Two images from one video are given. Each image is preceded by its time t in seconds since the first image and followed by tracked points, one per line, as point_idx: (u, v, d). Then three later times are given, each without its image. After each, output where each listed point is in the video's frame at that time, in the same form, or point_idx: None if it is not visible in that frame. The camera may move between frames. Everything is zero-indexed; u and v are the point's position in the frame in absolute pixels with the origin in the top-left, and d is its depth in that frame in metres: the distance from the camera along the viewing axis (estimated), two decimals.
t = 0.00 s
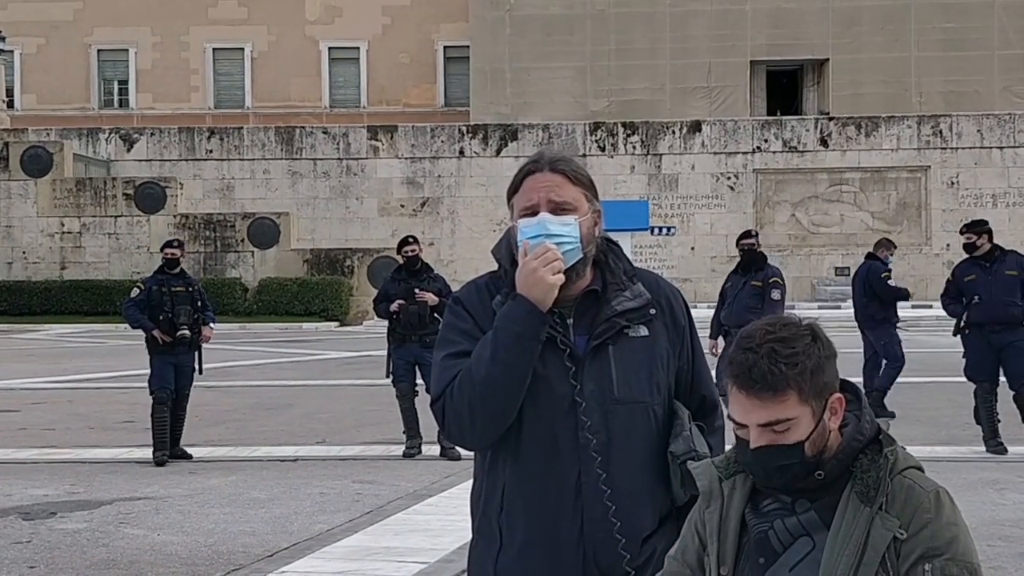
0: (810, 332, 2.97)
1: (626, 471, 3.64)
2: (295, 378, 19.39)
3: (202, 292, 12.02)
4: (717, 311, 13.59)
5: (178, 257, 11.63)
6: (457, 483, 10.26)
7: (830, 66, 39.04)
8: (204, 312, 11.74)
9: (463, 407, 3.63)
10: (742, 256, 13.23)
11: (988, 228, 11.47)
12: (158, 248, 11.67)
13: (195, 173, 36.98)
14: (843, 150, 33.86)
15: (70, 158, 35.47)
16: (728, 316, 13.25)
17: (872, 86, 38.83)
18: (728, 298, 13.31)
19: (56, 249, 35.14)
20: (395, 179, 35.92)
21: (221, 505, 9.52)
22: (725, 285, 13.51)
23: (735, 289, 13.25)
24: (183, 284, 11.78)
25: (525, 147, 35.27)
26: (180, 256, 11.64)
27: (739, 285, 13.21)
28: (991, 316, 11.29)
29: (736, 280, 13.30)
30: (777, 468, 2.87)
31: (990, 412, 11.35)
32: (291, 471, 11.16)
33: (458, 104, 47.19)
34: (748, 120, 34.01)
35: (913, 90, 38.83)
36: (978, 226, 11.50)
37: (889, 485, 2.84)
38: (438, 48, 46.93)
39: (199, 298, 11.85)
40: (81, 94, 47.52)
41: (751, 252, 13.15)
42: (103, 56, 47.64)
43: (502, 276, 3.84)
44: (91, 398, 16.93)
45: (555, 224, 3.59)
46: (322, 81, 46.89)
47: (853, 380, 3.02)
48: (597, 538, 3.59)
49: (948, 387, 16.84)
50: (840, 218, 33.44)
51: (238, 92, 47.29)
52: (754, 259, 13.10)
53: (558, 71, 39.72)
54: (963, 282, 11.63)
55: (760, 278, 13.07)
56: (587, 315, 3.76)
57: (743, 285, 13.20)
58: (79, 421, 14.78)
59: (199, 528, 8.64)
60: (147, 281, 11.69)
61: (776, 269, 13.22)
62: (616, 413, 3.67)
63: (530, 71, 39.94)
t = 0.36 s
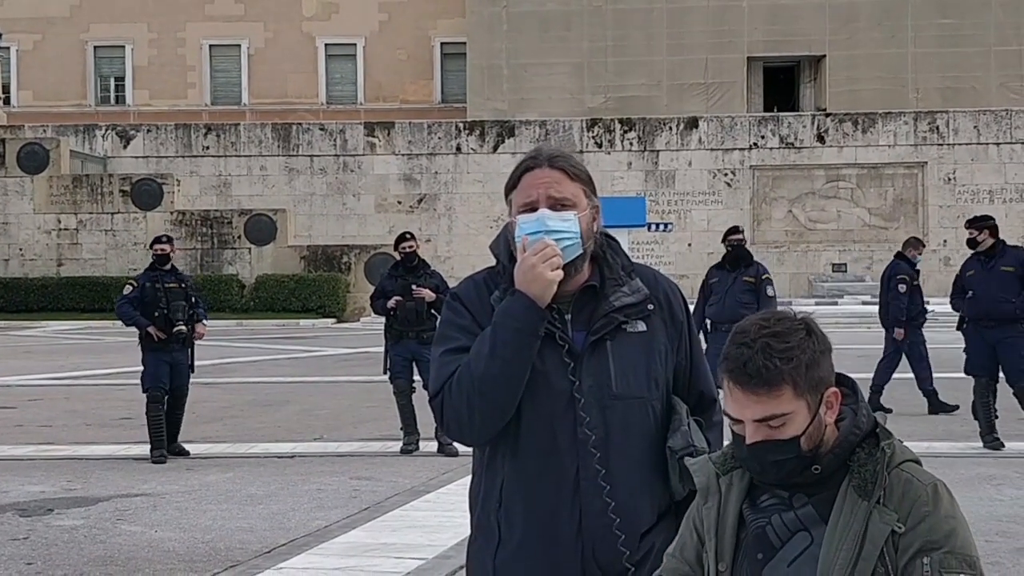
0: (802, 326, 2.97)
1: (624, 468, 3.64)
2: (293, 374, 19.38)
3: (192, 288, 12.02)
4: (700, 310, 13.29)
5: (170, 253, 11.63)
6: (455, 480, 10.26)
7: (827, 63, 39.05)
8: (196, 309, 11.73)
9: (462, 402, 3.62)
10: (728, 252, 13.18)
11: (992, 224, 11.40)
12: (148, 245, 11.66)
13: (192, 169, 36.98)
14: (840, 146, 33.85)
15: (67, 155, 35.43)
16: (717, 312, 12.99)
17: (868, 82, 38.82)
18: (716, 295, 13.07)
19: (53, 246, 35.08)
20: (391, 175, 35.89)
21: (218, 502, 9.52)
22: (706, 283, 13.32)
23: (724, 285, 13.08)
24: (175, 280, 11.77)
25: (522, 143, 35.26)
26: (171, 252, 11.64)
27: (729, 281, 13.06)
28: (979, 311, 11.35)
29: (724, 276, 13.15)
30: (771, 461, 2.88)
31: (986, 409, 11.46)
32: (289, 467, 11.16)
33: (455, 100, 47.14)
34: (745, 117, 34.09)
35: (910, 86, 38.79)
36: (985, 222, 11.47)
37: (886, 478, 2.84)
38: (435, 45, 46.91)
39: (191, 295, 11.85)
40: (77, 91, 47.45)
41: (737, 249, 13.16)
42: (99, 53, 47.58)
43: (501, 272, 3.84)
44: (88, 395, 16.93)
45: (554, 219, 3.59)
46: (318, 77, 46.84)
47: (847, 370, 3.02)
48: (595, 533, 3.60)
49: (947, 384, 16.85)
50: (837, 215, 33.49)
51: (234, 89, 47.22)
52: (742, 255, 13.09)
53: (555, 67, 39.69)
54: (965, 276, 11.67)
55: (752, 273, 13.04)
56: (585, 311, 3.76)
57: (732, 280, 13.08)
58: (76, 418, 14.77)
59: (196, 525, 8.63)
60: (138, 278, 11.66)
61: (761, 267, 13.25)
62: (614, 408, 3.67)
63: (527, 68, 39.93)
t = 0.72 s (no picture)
0: (806, 328, 2.97)
1: (624, 468, 3.64)
2: (291, 374, 19.37)
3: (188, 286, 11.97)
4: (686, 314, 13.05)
5: (162, 253, 11.59)
6: (454, 479, 10.27)
7: (826, 62, 39.06)
8: (191, 309, 11.70)
9: (462, 401, 3.62)
10: (707, 253, 13.08)
11: (1009, 223, 11.41)
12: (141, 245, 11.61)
13: (191, 168, 36.97)
14: (839, 145, 33.82)
15: (65, 153, 35.41)
16: (712, 311, 12.81)
17: (867, 82, 38.83)
18: (706, 294, 12.89)
19: (51, 244, 35.03)
20: (390, 174, 35.89)
21: (217, 501, 9.51)
22: (688, 282, 13.13)
23: (712, 285, 12.94)
24: (169, 280, 11.73)
25: (521, 142, 35.27)
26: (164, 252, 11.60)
27: (717, 279, 12.94)
28: (991, 312, 11.35)
29: (710, 275, 13.01)
30: (773, 462, 2.88)
31: (990, 410, 11.50)
32: (287, 466, 11.16)
33: (454, 99, 47.11)
34: (744, 116, 34.06)
35: (908, 85, 38.80)
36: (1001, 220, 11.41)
37: (888, 480, 2.84)
38: (434, 44, 46.94)
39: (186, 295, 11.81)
40: (76, 90, 47.38)
41: (716, 250, 13.12)
42: (98, 51, 47.56)
43: (501, 271, 3.84)
44: (86, 394, 16.92)
45: (554, 218, 3.60)
46: (317, 76, 46.80)
47: (849, 373, 3.03)
48: (596, 531, 3.60)
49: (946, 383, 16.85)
50: (835, 214, 33.50)
51: (233, 88, 47.16)
52: (723, 256, 13.06)
53: (554, 67, 39.69)
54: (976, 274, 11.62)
55: (737, 272, 13.01)
56: (585, 310, 3.76)
57: (718, 280, 12.97)
58: (74, 417, 14.75)
59: (194, 524, 8.62)
60: (131, 278, 11.62)
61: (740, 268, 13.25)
62: (615, 406, 3.67)
63: (526, 67, 39.94)
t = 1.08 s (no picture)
0: (815, 329, 2.97)
1: (631, 468, 3.63)
2: (294, 373, 19.40)
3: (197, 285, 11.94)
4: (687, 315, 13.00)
5: (164, 252, 11.55)
6: (458, 479, 10.27)
7: (829, 62, 39.04)
8: (196, 307, 11.63)
9: (469, 402, 3.62)
10: (701, 254, 13.04)
11: None
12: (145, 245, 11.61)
13: (194, 168, 36.99)
14: (842, 146, 33.81)
15: (68, 153, 35.42)
16: (713, 314, 12.79)
17: (870, 82, 38.83)
18: (706, 295, 12.84)
19: (54, 243, 35.10)
20: (393, 174, 35.88)
21: (221, 500, 9.52)
22: (685, 283, 13.05)
23: (711, 286, 12.90)
24: (174, 279, 11.72)
25: (524, 142, 35.18)
26: (165, 251, 11.56)
27: (715, 281, 12.89)
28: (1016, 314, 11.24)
29: (708, 276, 12.94)
30: (782, 463, 2.88)
31: (1002, 410, 11.51)
32: (291, 466, 11.16)
33: (457, 99, 47.12)
34: (747, 116, 34.07)
35: (911, 85, 38.79)
36: None
37: (897, 482, 2.84)
38: (437, 44, 46.96)
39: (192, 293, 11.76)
40: (79, 89, 47.45)
41: (710, 251, 13.09)
42: (101, 51, 47.61)
43: (508, 271, 3.83)
44: (90, 394, 16.93)
45: (561, 218, 3.59)
46: (320, 76, 46.83)
47: (858, 373, 3.02)
48: (602, 532, 3.59)
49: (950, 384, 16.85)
50: (838, 214, 33.48)
51: (236, 88, 47.20)
52: (718, 255, 13.02)
53: (557, 67, 39.69)
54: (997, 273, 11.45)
55: (733, 272, 12.99)
56: (592, 310, 3.75)
57: (716, 280, 12.94)
58: (77, 416, 14.76)
59: (198, 524, 8.63)
60: (137, 278, 11.66)
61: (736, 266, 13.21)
62: (621, 408, 3.66)
63: (529, 67, 39.95)
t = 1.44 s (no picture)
0: (817, 331, 2.97)
1: (634, 470, 3.63)
2: (295, 373, 19.41)
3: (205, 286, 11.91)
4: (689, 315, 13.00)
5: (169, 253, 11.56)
6: (459, 480, 10.28)
7: (830, 63, 39.02)
8: (200, 308, 11.59)
9: (472, 403, 3.62)
10: (706, 254, 13.02)
11: None
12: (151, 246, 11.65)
13: (195, 168, 36.98)
14: (843, 146, 33.78)
15: (70, 154, 35.46)
16: (715, 313, 12.79)
17: (872, 83, 38.83)
18: (709, 295, 12.84)
19: (56, 244, 35.14)
20: (394, 174, 35.87)
21: (222, 501, 9.52)
22: (689, 282, 13.04)
23: (715, 285, 12.89)
24: (180, 279, 11.71)
25: (526, 143, 35.23)
26: (169, 252, 11.57)
27: (719, 281, 12.88)
28: None
29: (711, 276, 12.93)
30: (788, 466, 2.87)
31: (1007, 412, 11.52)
32: (292, 467, 11.16)
33: (458, 99, 47.11)
34: (749, 116, 34.05)
35: (913, 86, 38.80)
36: None
37: (902, 483, 2.84)
38: (439, 44, 46.95)
39: (198, 293, 11.73)
40: (80, 89, 47.47)
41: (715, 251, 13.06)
42: (103, 51, 47.63)
43: (510, 273, 3.83)
44: (92, 394, 16.95)
45: (562, 219, 3.58)
46: (321, 76, 46.82)
47: (861, 374, 3.02)
48: (603, 533, 3.59)
49: (952, 384, 16.87)
50: (840, 215, 33.48)
51: (238, 88, 47.19)
52: (723, 255, 13.00)
53: (559, 67, 39.69)
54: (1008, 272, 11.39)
55: (738, 272, 12.96)
56: (595, 312, 3.75)
57: (720, 280, 12.92)
58: (79, 417, 14.77)
59: (200, 524, 8.63)
60: (143, 278, 11.69)
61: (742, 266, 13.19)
62: (624, 410, 3.66)
63: (530, 67, 39.94)
